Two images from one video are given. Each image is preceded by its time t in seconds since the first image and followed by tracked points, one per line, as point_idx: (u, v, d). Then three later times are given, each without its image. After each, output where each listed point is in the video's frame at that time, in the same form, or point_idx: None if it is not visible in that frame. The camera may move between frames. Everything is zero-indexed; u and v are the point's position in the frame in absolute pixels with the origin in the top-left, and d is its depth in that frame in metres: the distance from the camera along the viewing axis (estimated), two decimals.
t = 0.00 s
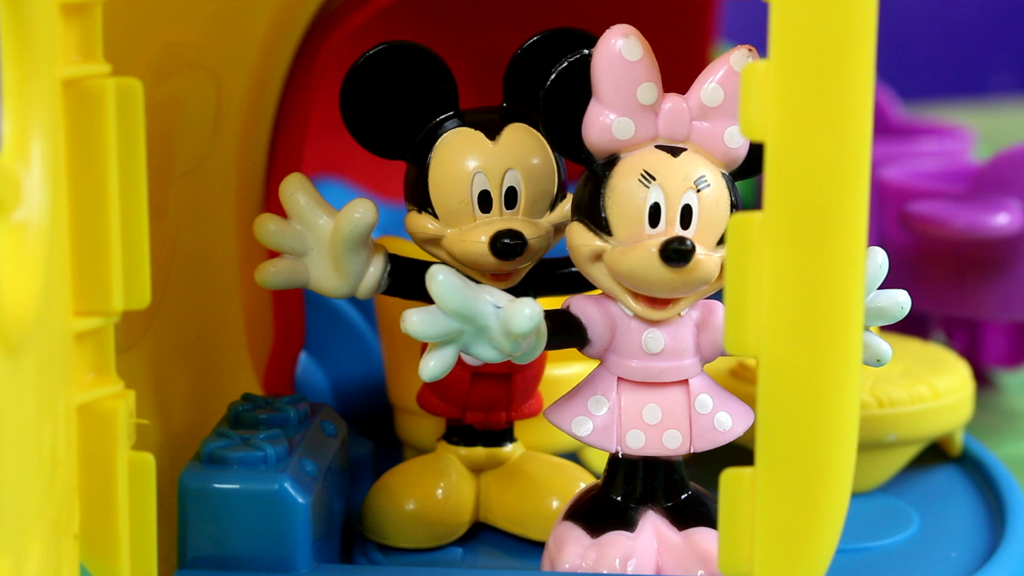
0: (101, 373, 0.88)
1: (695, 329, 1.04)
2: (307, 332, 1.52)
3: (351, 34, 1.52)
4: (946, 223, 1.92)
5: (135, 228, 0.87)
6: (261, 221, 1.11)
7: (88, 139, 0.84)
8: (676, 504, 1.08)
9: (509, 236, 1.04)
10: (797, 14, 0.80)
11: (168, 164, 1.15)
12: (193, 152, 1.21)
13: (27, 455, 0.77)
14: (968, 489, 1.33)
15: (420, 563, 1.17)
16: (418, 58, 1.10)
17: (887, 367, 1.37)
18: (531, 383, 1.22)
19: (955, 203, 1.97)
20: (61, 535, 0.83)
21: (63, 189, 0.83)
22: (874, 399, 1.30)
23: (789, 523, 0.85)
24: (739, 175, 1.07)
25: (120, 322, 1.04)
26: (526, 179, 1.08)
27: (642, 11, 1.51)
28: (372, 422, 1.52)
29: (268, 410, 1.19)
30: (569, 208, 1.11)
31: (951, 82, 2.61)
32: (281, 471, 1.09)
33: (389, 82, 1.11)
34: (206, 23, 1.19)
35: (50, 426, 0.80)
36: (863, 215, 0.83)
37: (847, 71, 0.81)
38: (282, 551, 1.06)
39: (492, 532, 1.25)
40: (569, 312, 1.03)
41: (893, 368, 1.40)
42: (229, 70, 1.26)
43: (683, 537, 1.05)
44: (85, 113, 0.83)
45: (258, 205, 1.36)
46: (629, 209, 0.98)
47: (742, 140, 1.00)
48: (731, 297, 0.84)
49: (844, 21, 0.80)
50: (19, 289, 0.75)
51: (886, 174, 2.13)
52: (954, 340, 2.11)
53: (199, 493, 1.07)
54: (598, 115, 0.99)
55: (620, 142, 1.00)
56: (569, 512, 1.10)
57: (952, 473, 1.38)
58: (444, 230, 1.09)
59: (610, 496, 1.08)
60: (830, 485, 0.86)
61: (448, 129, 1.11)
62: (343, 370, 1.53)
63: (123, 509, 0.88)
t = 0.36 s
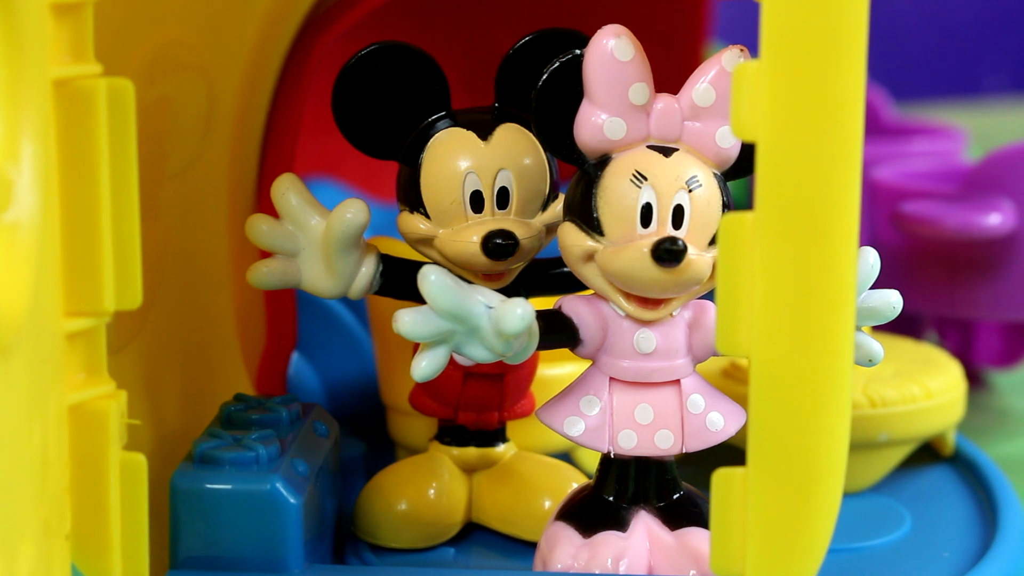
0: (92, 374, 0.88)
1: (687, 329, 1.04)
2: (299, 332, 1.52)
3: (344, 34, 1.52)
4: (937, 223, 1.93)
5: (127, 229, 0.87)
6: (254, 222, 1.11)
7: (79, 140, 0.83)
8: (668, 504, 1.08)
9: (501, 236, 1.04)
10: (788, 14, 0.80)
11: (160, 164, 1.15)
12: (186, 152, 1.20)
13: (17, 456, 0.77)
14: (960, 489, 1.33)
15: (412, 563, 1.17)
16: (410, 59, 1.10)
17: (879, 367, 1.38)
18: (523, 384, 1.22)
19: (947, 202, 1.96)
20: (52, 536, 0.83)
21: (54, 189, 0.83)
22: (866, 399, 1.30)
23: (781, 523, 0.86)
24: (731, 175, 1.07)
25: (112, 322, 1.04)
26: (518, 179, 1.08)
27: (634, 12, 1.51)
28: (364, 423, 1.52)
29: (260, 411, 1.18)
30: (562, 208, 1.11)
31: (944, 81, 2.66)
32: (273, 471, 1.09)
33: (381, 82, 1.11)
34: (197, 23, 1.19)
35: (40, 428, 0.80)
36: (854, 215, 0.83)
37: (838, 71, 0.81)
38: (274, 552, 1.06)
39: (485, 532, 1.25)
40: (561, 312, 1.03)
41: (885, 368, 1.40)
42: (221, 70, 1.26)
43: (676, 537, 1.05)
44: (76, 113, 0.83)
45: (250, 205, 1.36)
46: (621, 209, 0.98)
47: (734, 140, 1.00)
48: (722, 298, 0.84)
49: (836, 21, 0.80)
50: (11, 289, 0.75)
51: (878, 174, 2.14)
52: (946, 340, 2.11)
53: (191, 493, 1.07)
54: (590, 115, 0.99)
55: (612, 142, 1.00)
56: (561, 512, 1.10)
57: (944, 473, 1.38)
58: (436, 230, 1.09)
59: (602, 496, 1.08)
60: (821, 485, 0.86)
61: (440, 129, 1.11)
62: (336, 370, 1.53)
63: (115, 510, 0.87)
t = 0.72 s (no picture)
0: (87, 374, 0.88)
1: (682, 329, 1.04)
2: (294, 333, 1.52)
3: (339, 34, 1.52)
4: (931, 224, 1.93)
5: (122, 229, 0.87)
6: (248, 223, 1.11)
7: (73, 140, 0.83)
8: (662, 505, 1.08)
9: (495, 237, 1.04)
10: (782, 15, 0.80)
11: (155, 165, 1.15)
12: (181, 153, 1.20)
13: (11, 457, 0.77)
14: (955, 489, 1.33)
15: (407, 564, 1.17)
16: (405, 59, 1.10)
17: (874, 367, 1.38)
18: (518, 384, 1.22)
19: (942, 203, 1.97)
20: (46, 537, 0.83)
21: (48, 190, 0.83)
22: (861, 399, 1.30)
23: (774, 523, 0.86)
24: (725, 176, 1.06)
25: (106, 322, 1.04)
26: (513, 180, 1.08)
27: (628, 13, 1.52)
28: (359, 423, 1.52)
29: (254, 411, 1.18)
30: (556, 208, 1.11)
31: (939, 83, 3.29)
32: (267, 472, 1.08)
33: (376, 83, 1.11)
34: (192, 24, 1.19)
35: (35, 429, 0.80)
36: (848, 215, 0.84)
37: (832, 71, 0.81)
38: (269, 552, 1.06)
39: (479, 533, 1.25)
40: (556, 313, 1.03)
41: (880, 368, 1.40)
42: (215, 71, 1.26)
43: (670, 537, 1.05)
44: (70, 114, 0.83)
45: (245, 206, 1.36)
46: (615, 209, 0.98)
47: (728, 140, 1.00)
48: (717, 297, 0.84)
49: (830, 21, 0.80)
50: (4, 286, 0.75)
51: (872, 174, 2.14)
52: (942, 340, 2.11)
53: (185, 494, 1.06)
54: (584, 116, 0.99)
55: (607, 142, 1.00)
56: (556, 513, 1.10)
57: (938, 474, 1.38)
58: (431, 231, 1.09)
59: (597, 497, 1.08)
60: (816, 485, 0.86)
61: (435, 129, 1.11)
62: (331, 371, 1.53)
63: (109, 511, 0.87)
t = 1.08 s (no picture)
0: (81, 375, 0.88)
1: (676, 329, 1.04)
2: (288, 333, 1.52)
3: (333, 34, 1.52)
4: (926, 224, 1.93)
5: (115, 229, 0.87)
6: (242, 223, 1.11)
7: (67, 141, 0.83)
8: (657, 505, 1.08)
9: (489, 237, 1.04)
10: (775, 16, 0.80)
11: (149, 165, 1.14)
12: (175, 153, 1.20)
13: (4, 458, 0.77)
14: (949, 489, 1.33)
15: (401, 564, 1.17)
16: (399, 60, 1.10)
17: (868, 367, 1.38)
18: (512, 385, 1.22)
19: (936, 203, 1.98)
20: (40, 537, 0.83)
21: (41, 190, 0.83)
22: (855, 399, 1.30)
23: (768, 523, 0.86)
24: (719, 176, 1.07)
25: (100, 322, 1.04)
26: (507, 180, 1.08)
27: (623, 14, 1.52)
28: (353, 423, 1.52)
29: (249, 412, 1.18)
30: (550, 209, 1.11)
31: (928, 84, 3.30)
32: (262, 472, 1.08)
33: (370, 83, 1.11)
34: (186, 24, 1.19)
35: (26, 430, 0.80)
36: (842, 215, 0.84)
37: (826, 71, 0.81)
38: (263, 553, 1.06)
39: (474, 534, 1.25)
40: (550, 313, 1.03)
41: (874, 368, 1.40)
42: (210, 71, 1.26)
43: (664, 537, 1.05)
44: (63, 114, 0.83)
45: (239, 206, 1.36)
46: (610, 210, 0.98)
47: (722, 141, 1.00)
48: (710, 297, 0.84)
49: (824, 21, 0.80)
50: None
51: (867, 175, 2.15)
52: (936, 340, 2.11)
53: (180, 494, 1.07)
54: (578, 116, 0.99)
55: (601, 143, 1.00)
56: (550, 513, 1.10)
57: (932, 475, 1.37)
58: (425, 232, 1.09)
59: (591, 497, 1.08)
60: (809, 485, 0.86)
61: (429, 130, 1.11)
62: (325, 372, 1.53)
63: (103, 511, 0.87)
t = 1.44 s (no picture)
0: (75, 375, 0.88)
1: (670, 330, 1.04)
2: (284, 334, 1.52)
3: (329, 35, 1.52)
4: (922, 224, 1.92)
5: (110, 229, 0.87)
6: (237, 224, 1.11)
7: (61, 142, 0.83)
8: (651, 506, 1.08)
9: (484, 238, 1.04)
10: (770, 16, 0.80)
11: (143, 166, 1.14)
12: (170, 153, 1.20)
13: None
14: (944, 489, 1.33)
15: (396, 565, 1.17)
16: (393, 60, 1.10)
17: (863, 367, 1.38)
18: (507, 385, 1.22)
19: (932, 205, 1.97)
20: (34, 538, 0.83)
21: (36, 191, 0.82)
22: (850, 400, 1.30)
23: (763, 523, 0.86)
24: (713, 177, 1.07)
25: (95, 323, 1.04)
26: (502, 181, 1.08)
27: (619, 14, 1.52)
28: (349, 424, 1.52)
29: (243, 412, 1.18)
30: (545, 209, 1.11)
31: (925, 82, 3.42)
32: (256, 473, 1.08)
33: (364, 84, 1.11)
34: (181, 25, 1.19)
35: (20, 431, 0.80)
36: (837, 215, 0.84)
37: (820, 72, 0.81)
38: (258, 554, 1.06)
39: (469, 534, 1.25)
40: (544, 313, 1.03)
41: (869, 368, 1.40)
42: (204, 72, 1.26)
43: (659, 538, 1.05)
44: (57, 115, 0.83)
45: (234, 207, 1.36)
46: (604, 210, 0.98)
47: (717, 141, 1.00)
48: (705, 298, 0.84)
49: (819, 21, 0.80)
50: None
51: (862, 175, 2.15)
52: (931, 340, 2.12)
53: (174, 495, 1.06)
54: (572, 117, 0.99)
55: (595, 143, 1.00)
56: (545, 514, 1.10)
57: (927, 475, 1.37)
58: (419, 232, 1.08)
59: (586, 498, 1.08)
60: (804, 485, 0.86)
61: (424, 130, 1.10)
62: (320, 372, 1.53)
63: (98, 512, 0.87)
